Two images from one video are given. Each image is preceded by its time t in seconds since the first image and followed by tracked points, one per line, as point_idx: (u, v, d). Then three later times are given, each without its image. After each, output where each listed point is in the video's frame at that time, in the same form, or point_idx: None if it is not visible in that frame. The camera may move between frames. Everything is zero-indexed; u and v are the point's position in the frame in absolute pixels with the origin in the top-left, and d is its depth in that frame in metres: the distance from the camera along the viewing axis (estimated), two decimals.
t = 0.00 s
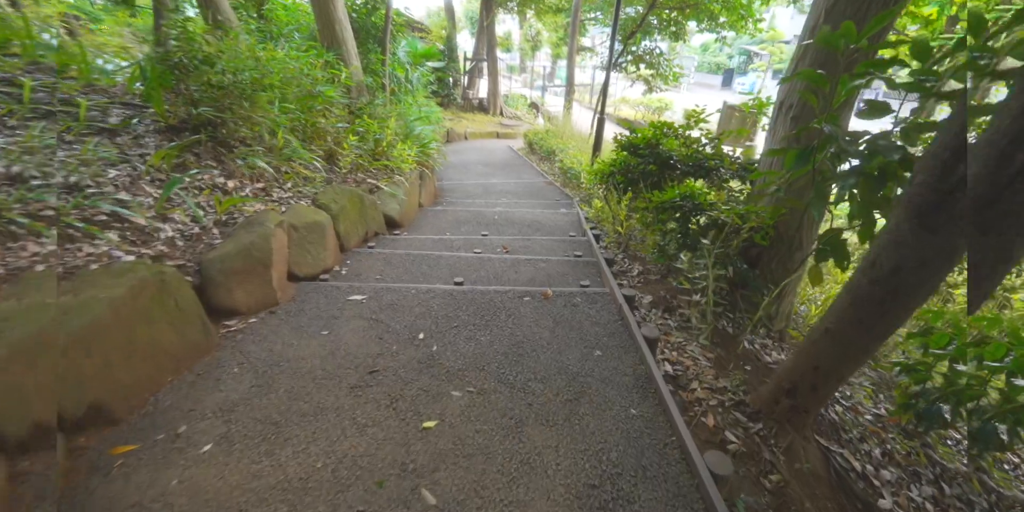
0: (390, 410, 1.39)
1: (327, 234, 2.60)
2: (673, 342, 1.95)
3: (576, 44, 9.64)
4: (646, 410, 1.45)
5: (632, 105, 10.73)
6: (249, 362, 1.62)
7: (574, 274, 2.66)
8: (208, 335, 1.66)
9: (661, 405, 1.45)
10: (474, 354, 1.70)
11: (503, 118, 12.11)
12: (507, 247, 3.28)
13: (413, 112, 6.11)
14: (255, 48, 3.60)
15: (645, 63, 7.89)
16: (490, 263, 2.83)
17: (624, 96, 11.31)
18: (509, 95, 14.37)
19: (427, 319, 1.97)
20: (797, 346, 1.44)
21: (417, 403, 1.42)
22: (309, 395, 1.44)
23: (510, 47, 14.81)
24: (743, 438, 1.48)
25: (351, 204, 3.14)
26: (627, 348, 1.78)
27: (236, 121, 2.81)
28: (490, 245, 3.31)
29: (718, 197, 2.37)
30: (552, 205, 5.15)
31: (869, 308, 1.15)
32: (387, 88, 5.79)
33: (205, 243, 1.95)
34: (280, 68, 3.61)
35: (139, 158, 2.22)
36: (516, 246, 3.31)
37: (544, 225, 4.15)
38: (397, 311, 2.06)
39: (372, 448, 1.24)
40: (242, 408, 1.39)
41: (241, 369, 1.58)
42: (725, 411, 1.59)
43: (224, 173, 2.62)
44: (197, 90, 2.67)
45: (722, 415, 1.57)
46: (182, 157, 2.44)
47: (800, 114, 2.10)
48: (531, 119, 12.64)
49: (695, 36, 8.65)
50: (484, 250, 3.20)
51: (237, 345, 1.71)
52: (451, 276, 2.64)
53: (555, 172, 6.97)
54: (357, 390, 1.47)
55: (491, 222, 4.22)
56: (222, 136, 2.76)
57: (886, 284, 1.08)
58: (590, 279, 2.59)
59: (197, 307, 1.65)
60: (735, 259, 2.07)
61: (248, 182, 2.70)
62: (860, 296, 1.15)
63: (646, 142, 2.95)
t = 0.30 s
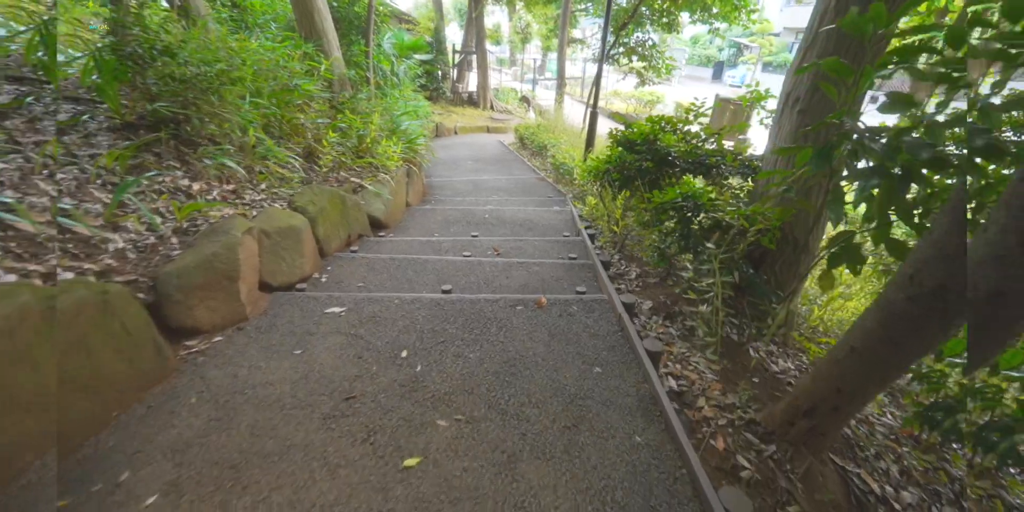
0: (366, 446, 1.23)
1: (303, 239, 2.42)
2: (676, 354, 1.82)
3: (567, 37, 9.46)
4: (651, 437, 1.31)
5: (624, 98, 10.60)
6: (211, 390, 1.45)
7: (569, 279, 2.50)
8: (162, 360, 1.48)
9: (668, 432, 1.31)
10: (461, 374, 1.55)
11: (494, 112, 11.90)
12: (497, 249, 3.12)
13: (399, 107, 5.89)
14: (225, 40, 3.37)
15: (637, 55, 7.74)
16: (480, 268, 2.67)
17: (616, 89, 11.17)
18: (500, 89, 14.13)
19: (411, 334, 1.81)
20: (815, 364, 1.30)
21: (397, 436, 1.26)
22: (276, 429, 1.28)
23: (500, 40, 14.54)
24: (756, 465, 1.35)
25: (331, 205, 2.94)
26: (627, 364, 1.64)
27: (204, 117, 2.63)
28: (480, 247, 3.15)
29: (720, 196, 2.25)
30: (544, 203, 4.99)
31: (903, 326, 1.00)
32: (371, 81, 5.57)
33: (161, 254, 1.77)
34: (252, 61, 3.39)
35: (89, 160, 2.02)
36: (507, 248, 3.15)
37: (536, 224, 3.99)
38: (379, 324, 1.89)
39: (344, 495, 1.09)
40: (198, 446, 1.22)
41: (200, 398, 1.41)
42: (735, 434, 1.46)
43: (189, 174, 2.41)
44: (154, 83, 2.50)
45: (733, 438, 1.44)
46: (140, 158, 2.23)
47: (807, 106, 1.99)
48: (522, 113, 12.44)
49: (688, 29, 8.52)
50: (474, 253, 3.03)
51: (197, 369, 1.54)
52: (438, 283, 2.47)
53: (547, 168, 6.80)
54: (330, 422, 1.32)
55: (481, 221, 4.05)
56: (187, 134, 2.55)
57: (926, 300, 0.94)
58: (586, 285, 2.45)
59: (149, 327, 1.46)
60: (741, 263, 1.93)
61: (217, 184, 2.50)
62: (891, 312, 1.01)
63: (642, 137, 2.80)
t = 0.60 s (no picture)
0: (341, 498, 1.08)
1: (284, 248, 2.25)
2: (686, 376, 1.68)
3: (563, 31, 9.26)
4: (665, 481, 1.17)
5: (621, 94, 10.43)
6: (172, 427, 1.30)
7: (569, 288, 2.36)
8: (118, 394, 1.33)
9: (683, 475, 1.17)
10: (452, 406, 1.40)
11: (489, 107, 11.68)
12: (492, 254, 2.96)
13: (391, 103, 5.68)
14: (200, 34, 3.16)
15: (635, 49, 7.57)
16: (474, 276, 2.51)
17: (613, 84, 10.98)
18: (495, 83, 13.89)
19: (397, 356, 1.66)
20: (847, 397, 1.16)
21: (377, 485, 1.12)
22: (240, 478, 1.13)
23: (495, 34, 14.28)
24: (780, 508, 1.22)
25: (316, 209, 2.77)
26: (634, 391, 1.50)
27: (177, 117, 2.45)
28: (475, 252, 2.99)
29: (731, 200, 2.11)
30: (541, 202, 4.83)
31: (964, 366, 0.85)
32: (361, 77, 5.36)
33: (120, 272, 1.60)
34: (231, 56, 3.19)
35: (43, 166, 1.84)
36: (503, 253, 2.99)
37: (533, 226, 3.83)
38: (363, 344, 1.74)
39: None
40: (150, 501, 1.07)
41: (160, 438, 1.25)
42: (754, 469, 1.33)
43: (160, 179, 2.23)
44: (120, 80, 2.32)
45: (753, 477, 1.30)
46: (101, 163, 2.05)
47: (826, 104, 1.84)
48: (518, 109, 12.22)
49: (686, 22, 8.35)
50: (467, 259, 2.88)
51: (159, 402, 1.38)
52: (429, 293, 2.32)
53: (543, 165, 6.63)
54: (303, 467, 1.17)
55: (475, 223, 3.89)
56: (156, 136, 2.36)
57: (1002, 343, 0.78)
58: (586, 295, 2.30)
59: (100, 359, 1.30)
60: (755, 276, 1.79)
61: (191, 189, 2.32)
62: (951, 347, 0.86)
63: (644, 136, 2.64)
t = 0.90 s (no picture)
0: None
1: (268, 259, 2.10)
2: (703, 404, 1.55)
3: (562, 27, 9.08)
4: None
5: (621, 91, 10.25)
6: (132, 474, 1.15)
7: (573, 302, 2.21)
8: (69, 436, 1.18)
9: None
10: (448, 446, 1.26)
11: (487, 105, 11.50)
12: (491, 262, 2.81)
13: (385, 102, 5.51)
14: (181, 30, 2.99)
15: (636, 46, 7.40)
16: (472, 288, 2.37)
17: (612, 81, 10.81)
18: (493, 81, 13.71)
19: (389, 383, 1.51)
20: (894, 443, 1.03)
21: None
22: None
23: (493, 30, 14.07)
24: None
25: (305, 215, 2.61)
26: (649, 426, 1.36)
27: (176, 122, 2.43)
28: (472, 260, 2.84)
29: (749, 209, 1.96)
30: (540, 204, 4.68)
31: None
32: (355, 74, 5.18)
33: (80, 294, 1.44)
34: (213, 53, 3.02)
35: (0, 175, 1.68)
36: (502, 261, 2.84)
37: (533, 231, 3.68)
38: (351, 369, 1.59)
39: None
40: None
41: (118, 488, 1.11)
42: None
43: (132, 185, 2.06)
44: (88, 80, 2.15)
45: None
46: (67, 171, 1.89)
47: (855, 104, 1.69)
48: (516, 107, 12.03)
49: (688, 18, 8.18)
50: (465, 268, 2.72)
51: (120, 443, 1.24)
52: (424, 308, 2.17)
53: (542, 165, 6.48)
54: None
55: (473, 227, 3.74)
56: (129, 141, 2.20)
57: None
58: (592, 309, 2.16)
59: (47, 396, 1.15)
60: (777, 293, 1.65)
61: (167, 196, 2.15)
62: None
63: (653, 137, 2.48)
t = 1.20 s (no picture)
0: None
1: (249, 270, 1.94)
2: (727, 436, 1.41)
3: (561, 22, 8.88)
4: None
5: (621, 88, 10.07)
6: None
7: (578, 317, 2.06)
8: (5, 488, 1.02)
9: None
10: (444, 493, 1.11)
11: (484, 102, 11.29)
12: (490, 271, 2.66)
13: (378, 99, 5.32)
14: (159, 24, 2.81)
15: (637, 42, 7.23)
16: (470, 300, 2.22)
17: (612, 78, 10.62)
18: (490, 77, 13.50)
19: (378, 416, 1.36)
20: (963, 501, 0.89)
21: None
22: None
23: (490, 26, 13.83)
24: None
25: (292, 221, 2.45)
26: (671, 467, 1.22)
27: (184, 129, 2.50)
28: (470, 269, 2.69)
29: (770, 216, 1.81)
30: (540, 207, 4.53)
31: None
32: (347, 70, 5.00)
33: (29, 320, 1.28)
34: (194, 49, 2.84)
35: None
36: (502, 269, 2.69)
37: (534, 235, 3.53)
38: (337, 397, 1.44)
39: None
40: None
41: None
42: None
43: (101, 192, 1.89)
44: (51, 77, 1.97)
45: None
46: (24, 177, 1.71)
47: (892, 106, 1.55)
48: (514, 104, 11.85)
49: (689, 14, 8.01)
50: (463, 278, 2.57)
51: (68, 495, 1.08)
52: (419, 323, 2.02)
53: (541, 164, 6.32)
54: None
55: (471, 232, 3.58)
56: (98, 142, 2.02)
57: None
58: (599, 325, 2.01)
59: None
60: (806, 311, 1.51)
61: (140, 203, 1.98)
62: None
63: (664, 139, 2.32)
